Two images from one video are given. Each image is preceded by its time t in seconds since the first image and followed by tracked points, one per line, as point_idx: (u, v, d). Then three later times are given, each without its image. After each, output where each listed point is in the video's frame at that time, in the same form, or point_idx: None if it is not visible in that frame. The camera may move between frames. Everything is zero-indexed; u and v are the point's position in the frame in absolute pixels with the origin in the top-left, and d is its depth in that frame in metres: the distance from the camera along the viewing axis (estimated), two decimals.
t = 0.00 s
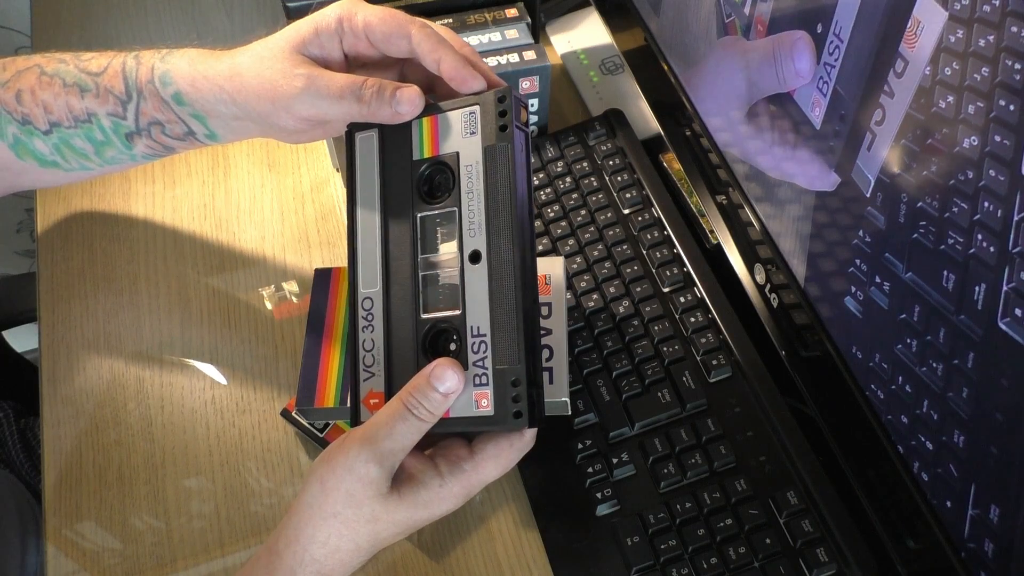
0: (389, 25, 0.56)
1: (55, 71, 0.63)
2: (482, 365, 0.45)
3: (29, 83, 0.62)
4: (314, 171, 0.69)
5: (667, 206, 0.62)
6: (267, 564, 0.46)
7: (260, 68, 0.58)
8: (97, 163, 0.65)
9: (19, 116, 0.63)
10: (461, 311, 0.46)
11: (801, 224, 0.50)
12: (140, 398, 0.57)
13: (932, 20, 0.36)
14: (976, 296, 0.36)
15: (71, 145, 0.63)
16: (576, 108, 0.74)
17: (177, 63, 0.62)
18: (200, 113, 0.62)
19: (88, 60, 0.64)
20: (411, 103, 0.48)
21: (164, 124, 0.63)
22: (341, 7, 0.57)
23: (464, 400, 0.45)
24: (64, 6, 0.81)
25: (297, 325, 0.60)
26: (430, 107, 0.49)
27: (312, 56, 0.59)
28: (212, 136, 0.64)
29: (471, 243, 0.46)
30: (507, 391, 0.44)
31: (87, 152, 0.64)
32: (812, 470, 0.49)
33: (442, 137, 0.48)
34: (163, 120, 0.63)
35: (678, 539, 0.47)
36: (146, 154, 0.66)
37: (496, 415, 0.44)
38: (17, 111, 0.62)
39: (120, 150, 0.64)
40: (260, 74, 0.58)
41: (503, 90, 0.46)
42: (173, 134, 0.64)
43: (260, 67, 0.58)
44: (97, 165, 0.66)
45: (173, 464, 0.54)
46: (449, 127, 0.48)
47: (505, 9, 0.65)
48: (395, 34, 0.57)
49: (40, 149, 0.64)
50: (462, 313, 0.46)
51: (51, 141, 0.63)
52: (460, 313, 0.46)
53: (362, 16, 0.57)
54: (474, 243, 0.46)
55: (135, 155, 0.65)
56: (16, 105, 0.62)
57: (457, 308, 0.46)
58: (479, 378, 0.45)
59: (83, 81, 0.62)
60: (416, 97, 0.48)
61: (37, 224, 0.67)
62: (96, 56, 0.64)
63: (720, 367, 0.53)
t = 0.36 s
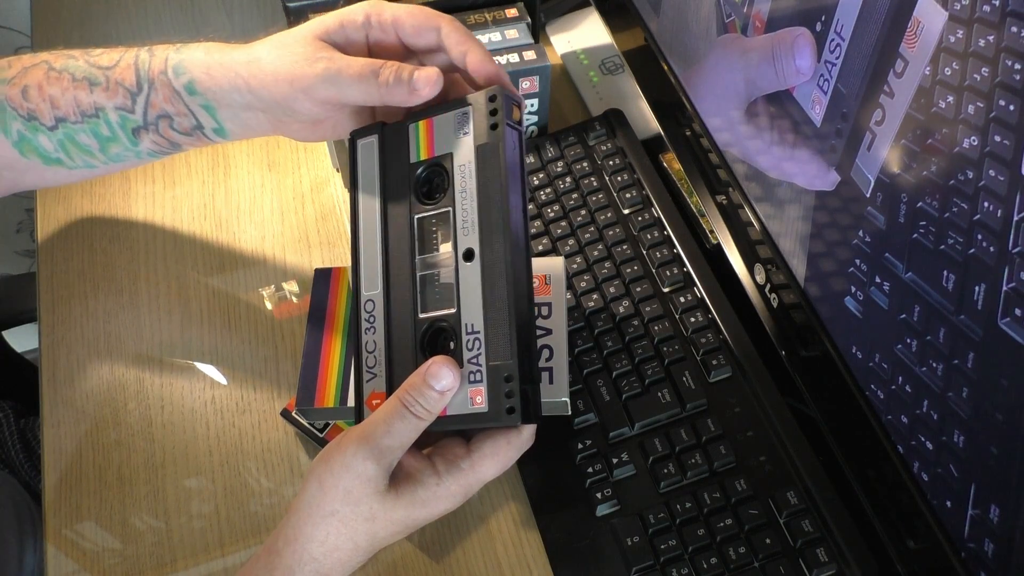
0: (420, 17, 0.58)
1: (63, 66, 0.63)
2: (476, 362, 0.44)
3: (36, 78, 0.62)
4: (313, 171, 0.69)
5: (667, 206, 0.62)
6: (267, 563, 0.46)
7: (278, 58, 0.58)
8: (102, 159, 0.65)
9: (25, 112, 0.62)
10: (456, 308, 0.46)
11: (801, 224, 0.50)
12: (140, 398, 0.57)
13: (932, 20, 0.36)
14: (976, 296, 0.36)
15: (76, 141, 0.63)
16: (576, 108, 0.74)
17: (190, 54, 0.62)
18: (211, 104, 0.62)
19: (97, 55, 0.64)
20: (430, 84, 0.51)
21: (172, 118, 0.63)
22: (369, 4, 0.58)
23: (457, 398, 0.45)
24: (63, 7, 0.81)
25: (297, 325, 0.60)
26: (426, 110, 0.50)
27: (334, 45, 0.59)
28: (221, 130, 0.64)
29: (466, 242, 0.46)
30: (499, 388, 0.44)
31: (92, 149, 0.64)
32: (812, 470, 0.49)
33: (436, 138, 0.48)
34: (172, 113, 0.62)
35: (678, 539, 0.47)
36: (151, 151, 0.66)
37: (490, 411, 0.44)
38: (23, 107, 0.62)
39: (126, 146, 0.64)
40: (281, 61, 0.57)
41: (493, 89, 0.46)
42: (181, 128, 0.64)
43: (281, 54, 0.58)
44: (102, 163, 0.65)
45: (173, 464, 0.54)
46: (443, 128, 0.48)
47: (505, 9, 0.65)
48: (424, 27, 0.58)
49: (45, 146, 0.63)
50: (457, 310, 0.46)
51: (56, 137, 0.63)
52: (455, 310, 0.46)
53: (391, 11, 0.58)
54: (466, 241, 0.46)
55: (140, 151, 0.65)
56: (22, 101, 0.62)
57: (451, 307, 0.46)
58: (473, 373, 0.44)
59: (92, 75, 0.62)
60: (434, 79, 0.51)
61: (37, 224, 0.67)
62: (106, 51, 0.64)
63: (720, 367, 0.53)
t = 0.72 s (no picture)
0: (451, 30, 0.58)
1: (77, 61, 0.62)
2: (471, 360, 0.44)
3: (48, 74, 0.61)
4: (313, 171, 0.69)
5: (667, 206, 0.62)
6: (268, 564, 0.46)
7: (305, 55, 0.58)
8: (115, 155, 0.64)
9: (36, 108, 0.61)
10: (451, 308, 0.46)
11: (801, 224, 0.50)
12: (140, 398, 0.57)
13: (932, 20, 0.36)
14: (976, 296, 0.36)
15: (90, 137, 0.62)
16: (576, 108, 0.74)
17: (212, 49, 0.61)
18: (232, 99, 0.61)
19: (112, 50, 0.62)
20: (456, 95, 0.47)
21: (190, 113, 0.62)
22: (402, 7, 0.59)
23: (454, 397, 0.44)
24: (62, 6, 0.81)
25: (297, 324, 0.60)
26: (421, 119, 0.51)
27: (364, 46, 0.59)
28: (239, 126, 0.63)
29: (457, 242, 0.46)
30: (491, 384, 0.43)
31: (106, 144, 0.63)
32: (812, 470, 0.49)
33: (430, 143, 0.50)
34: (190, 108, 0.62)
35: (678, 539, 0.47)
36: (166, 146, 0.65)
37: (485, 407, 0.43)
38: (34, 103, 0.61)
39: (141, 141, 0.64)
40: (309, 58, 0.57)
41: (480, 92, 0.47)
42: (198, 123, 0.63)
43: (310, 52, 0.57)
44: (114, 158, 0.65)
45: (173, 464, 0.54)
46: (436, 134, 0.49)
47: (505, 9, 0.65)
48: (454, 42, 0.59)
49: (57, 141, 0.62)
50: (452, 310, 0.46)
51: (69, 133, 0.62)
52: (452, 310, 0.46)
53: (423, 18, 0.58)
54: (461, 241, 0.46)
55: (155, 146, 0.65)
56: (33, 96, 0.61)
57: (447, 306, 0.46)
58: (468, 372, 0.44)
59: (107, 70, 0.61)
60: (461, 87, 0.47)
61: (37, 224, 0.67)
62: (121, 46, 0.63)
63: (720, 367, 0.53)
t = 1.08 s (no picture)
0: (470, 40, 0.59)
1: (84, 59, 0.62)
2: (470, 362, 0.44)
3: (55, 73, 0.61)
4: (314, 171, 0.69)
5: (667, 207, 0.62)
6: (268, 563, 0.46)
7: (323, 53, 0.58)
8: (117, 155, 0.64)
9: (41, 106, 0.61)
10: (452, 310, 0.46)
11: (801, 224, 0.50)
12: (141, 398, 0.57)
13: (932, 20, 0.36)
14: (976, 296, 0.36)
15: (93, 135, 0.62)
16: (576, 108, 0.74)
17: (223, 46, 0.61)
18: (241, 93, 0.61)
19: (120, 49, 0.63)
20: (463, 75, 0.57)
21: (197, 110, 0.62)
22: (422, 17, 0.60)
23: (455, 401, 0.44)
24: (62, 6, 0.81)
25: (297, 324, 0.60)
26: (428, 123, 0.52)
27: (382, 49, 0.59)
28: (245, 124, 0.63)
29: (459, 244, 0.46)
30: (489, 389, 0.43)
31: (109, 144, 0.63)
32: (812, 470, 0.49)
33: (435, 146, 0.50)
34: (198, 105, 0.61)
35: (678, 539, 0.47)
36: (170, 146, 0.65)
37: (482, 411, 0.43)
38: (39, 101, 0.61)
39: (144, 141, 0.64)
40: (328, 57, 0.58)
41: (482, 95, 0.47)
42: (203, 122, 0.63)
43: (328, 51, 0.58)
44: (116, 159, 0.65)
45: (174, 464, 0.54)
46: (440, 137, 0.50)
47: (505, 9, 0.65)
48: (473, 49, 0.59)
49: (60, 140, 0.62)
50: (452, 312, 0.46)
51: (73, 132, 0.62)
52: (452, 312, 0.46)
53: (442, 28, 0.59)
54: (461, 243, 0.46)
55: (158, 146, 0.65)
56: (39, 94, 0.61)
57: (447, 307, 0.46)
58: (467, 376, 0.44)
59: (117, 67, 0.61)
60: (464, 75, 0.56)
61: (37, 224, 0.67)
62: (130, 45, 0.63)
63: (720, 367, 0.53)
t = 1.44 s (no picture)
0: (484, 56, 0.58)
1: (96, 59, 0.62)
2: (463, 355, 0.44)
3: (66, 72, 0.61)
4: (313, 171, 0.69)
5: (666, 206, 0.62)
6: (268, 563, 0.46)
7: (333, 57, 0.57)
8: (126, 155, 0.64)
9: (50, 105, 0.61)
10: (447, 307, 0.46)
11: (801, 224, 0.50)
12: (140, 398, 0.57)
13: (932, 20, 0.36)
14: (976, 295, 0.36)
15: (103, 135, 0.62)
16: (576, 108, 0.74)
17: (240, 48, 0.61)
18: (256, 94, 0.60)
19: (133, 49, 0.63)
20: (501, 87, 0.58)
21: (210, 110, 0.62)
22: (438, 29, 0.59)
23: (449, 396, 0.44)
24: (62, 6, 0.81)
25: (297, 324, 0.60)
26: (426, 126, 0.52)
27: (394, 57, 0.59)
28: (257, 125, 0.63)
29: (453, 241, 0.46)
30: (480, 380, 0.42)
31: (118, 143, 0.63)
32: (812, 470, 0.49)
33: (431, 150, 0.50)
34: (211, 106, 0.61)
35: (678, 539, 0.47)
36: (180, 147, 0.65)
37: (473, 403, 0.42)
38: (49, 100, 0.61)
39: (155, 141, 0.64)
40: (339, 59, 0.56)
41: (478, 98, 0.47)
42: (216, 123, 0.63)
43: (340, 54, 0.56)
44: (125, 158, 0.65)
45: (174, 464, 0.54)
46: (437, 140, 0.50)
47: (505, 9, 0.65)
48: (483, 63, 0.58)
49: (69, 139, 0.63)
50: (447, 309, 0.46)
51: (82, 131, 0.62)
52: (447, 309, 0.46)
53: (459, 41, 0.58)
54: (455, 240, 0.46)
55: (168, 147, 0.65)
56: (48, 94, 0.61)
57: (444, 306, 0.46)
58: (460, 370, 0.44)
59: (128, 67, 0.61)
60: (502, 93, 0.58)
61: (37, 224, 0.67)
62: (142, 46, 0.63)
63: (720, 367, 0.53)
